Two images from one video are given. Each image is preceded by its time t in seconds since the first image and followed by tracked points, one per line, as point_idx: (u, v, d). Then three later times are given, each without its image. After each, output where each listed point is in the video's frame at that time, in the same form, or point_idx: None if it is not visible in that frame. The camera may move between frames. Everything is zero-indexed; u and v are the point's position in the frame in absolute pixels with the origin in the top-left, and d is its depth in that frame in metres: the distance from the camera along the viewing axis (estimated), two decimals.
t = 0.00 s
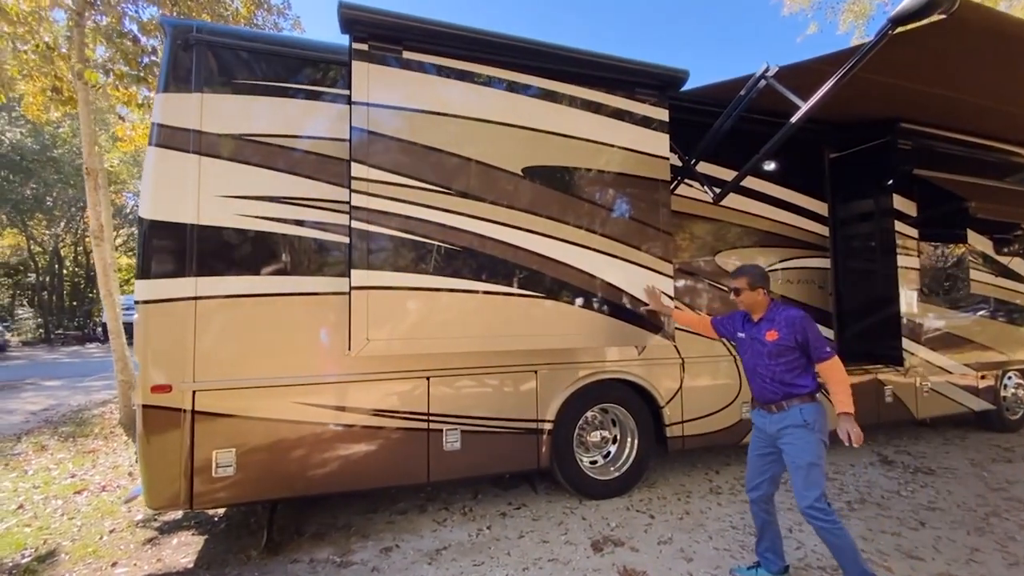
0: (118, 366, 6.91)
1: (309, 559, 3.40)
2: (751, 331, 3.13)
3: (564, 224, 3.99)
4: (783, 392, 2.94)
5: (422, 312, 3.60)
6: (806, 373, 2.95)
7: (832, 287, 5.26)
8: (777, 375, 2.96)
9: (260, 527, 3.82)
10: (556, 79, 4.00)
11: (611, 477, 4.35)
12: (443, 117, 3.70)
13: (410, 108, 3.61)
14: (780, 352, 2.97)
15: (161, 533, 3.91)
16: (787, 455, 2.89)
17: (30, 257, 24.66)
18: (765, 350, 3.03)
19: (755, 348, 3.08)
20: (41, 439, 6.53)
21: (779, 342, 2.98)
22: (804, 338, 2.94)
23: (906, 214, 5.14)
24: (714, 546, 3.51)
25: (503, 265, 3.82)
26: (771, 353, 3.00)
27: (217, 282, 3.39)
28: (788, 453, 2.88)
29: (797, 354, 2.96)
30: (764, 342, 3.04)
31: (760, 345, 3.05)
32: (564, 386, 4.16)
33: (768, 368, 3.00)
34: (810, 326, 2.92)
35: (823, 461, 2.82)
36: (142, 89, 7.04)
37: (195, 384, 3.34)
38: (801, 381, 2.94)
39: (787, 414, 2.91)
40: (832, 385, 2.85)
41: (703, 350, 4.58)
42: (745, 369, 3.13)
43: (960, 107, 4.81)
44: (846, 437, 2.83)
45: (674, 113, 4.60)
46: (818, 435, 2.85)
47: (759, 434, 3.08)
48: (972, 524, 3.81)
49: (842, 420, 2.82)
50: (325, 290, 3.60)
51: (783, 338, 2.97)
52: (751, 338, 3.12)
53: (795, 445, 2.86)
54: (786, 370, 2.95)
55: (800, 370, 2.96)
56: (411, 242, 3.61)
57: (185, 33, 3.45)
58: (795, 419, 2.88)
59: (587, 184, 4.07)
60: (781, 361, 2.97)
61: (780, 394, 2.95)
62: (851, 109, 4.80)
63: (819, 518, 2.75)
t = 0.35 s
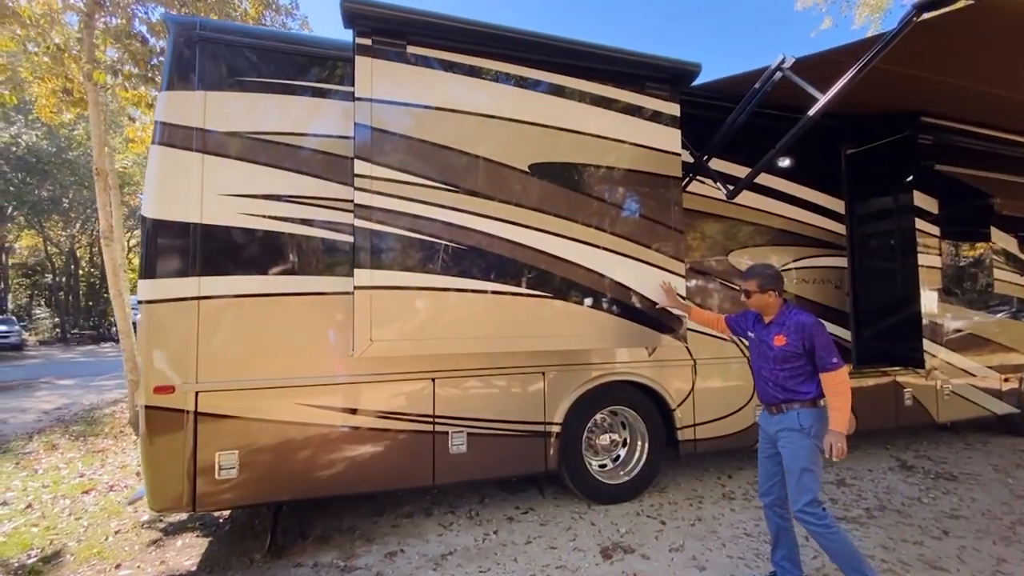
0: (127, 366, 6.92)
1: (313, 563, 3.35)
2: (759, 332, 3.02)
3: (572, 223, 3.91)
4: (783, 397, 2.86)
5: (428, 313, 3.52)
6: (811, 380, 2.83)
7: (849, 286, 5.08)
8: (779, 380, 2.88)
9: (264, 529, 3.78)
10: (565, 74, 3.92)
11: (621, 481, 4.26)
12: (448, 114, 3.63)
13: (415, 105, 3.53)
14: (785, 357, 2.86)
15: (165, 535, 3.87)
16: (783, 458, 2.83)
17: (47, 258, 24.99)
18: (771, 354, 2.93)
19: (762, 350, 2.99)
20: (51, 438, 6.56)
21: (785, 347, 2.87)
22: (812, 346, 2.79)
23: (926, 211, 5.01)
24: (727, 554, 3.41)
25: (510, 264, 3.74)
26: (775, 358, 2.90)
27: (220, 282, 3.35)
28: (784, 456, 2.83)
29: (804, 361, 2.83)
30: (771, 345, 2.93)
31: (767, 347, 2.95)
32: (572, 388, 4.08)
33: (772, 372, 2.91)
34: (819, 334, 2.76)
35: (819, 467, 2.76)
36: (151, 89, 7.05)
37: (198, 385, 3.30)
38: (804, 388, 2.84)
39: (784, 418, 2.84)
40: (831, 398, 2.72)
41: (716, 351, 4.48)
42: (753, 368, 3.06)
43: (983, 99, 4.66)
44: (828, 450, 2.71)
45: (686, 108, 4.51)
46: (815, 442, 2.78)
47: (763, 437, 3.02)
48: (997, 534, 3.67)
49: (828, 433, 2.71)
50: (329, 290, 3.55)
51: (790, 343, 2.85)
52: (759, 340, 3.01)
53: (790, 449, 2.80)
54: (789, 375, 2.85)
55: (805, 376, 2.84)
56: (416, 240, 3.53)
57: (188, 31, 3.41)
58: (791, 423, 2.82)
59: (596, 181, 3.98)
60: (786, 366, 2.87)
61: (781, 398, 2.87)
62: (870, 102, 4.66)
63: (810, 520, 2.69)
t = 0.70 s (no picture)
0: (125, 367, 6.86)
1: (307, 569, 3.27)
2: (772, 336, 2.94)
3: (573, 221, 3.82)
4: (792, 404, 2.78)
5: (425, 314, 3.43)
6: (823, 387, 2.73)
7: (856, 287, 5.03)
8: (790, 386, 2.80)
9: (258, 534, 3.70)
10: (565, 68, 3.83)
11: (623, 485, 4.17)
12: (446, 109, 3.53)
13: (411, 99, 3.44)
14: (796, 363, 2.78)
15: (158, 539, 3.80)
16: (790, 463, 2.77)
17: (52, 259, 25.05)
18: (782, 359, 2.85)
19: (773, 355, 2.91)
20: (48, 439, 6.50)
21: (796, 353, 2.78)
22: (822, 352, 2.69)
23: (936, 209, 4.87)
24: (732, 562, 3.30)
25: (509, 263, 3.65)
26: (786, 363, 2.81)
27: (212, 282, 3.28)
28: (789, 460, 2.77)
29: (816, 367, 2.73)
30: (782, 350, 2.85)
31: (779, 352, 2.87)
32: (573, 390, 3.99)
33: (783, 377, 2.83)
34: (830, 340, 2.65)
35: (824, 475, 2.70)
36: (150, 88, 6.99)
37: (190, 387, 3.23)
38: (816, 395, 2.74)
39: (793, 424, 2.77)
40: (843, 407, 2.61)
41: (720, 352, 4.38)
42: (767, 373, 2.99)
43: (995, 94, 4.54)
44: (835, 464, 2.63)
45: (690, 103, 4.43)
46: (822, 449, 2.71)
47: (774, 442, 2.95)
48: (1012, 542, 3.56)
49: (839, 446, 2.61)
50: (324, 290, 3.47)
51: (800, 349, 2.76)
52: (772, 344, 2.93)
53: (796, 454, 2.74)
54: (799, 381, 2.77)
55: (817, 383, 2.74)
56: (411, 238, 3.44)
57: (181, 25, 3.34)
58: (798, 428, 2.75)
59: (597, 178, 3.88)
60: (796, 372, 2.78)
61: (791, 405, 2.79)
62: (878, 97, 4.55)
63: (809, 528, 2.62)
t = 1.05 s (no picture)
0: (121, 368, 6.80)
1: None
2: (801, 338, 2.82)
3: (570, 219, 3.73)
4: (825, 410, 2.68)
5: (417, 314, 3.35)
6: (857, 392, 2.62)
7: (859, 286, 4.87)
8: (821, 391, 2.69)
9: (248, 539, 3.63)
10: (562, 62, 3.75)
11: (621, 489, 4.09)
12: (441, 104, 3.44)
13: (403, 94, 3.35)
14: (828, 367, 2.66)
15: (147, 543, 3.73)
16: (824, 477, 2.66)
17: (55, 260, 25.08)
18: (813, 363, 2.74)
19: (802, 358, 2.80)
20: (43, 440, 6.44)
21: (828, 356, 2.67)
22: (857, 355, 2.57)
23: (943, 207, 4.82)
24: (732, 569, 3.21)
25: (504, 262, 3.57)
26: (817, 368, 2.70)
27: (200, 281, 3.21)
28: (826, 479, 2.64)
29: (849, 371, 2.62)
30: (813, 354, 2.74)
31: (809, 356, 2.76)
32: (570, 392, 3.91)
33: (814, 382, 2.73)
34: (865, 342, 2.53)
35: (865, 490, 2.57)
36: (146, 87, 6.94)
37: (176, 388, 3.15)
38: (849, 400, 2.63)
39: (826, 433, 2.66)
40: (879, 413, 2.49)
41: (721, 353, 4.29)
42: (795, 377, 2.88)
43: (1003, 88, 4.44)
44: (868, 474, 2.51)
45: (690, 99, 4.35)
46: (859, 461, 2.58)
47: (798, 451, 2.84)
48: (1021, 548, 3.46)
49: (873, 455, 2.49)
50: (314, 290, 3.40)
51: (833, 352, 2.64)
52: (801, 346, 2.82)
53: (831, 468, 2.62)
54: (832, 386, 2.66)
55: (851, 387, 2.63)
56: (403, 237, 3.35)
57: (169, 19, 3.27)
58: (834, 441, 2.62)
59: (595, 175, 3.80)
60: (829, 377, 2.67)
61: (823, 411, 2.69)
62: (882, 92, 4.45)
63: (861, 553, 2.51)
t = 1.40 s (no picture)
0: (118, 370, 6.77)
1: None
2: (865, 346, 2.52)
3: (565, 220, 3.66)
4: (890, 426, 2.39)
5: (409, 317, 3.28)
6: (930, 409, 2.32)
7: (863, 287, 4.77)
8: (886, 408, 2.40)
9: (238, 545, 3.57)
10: (559, 60, 3.68)
11: (619, 495, 4.01)
12: (433, 102, 3.36)
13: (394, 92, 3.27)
14: (897, 380, 2.36)
15: (136, 549, 3.68)
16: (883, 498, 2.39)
17: (60, 262, 25.18)
18: (878, 375, 2.44)
19: (866, 368, 2.50)
20: (39, 443, 6.41)
21: (897, 368, 2.36)
22: (933, 367, 2.25)
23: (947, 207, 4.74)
24: None
25: (499, 264, 3.50)
26: (883, 380, 2.40)
27: (188, 283, 3.16)
28: (891, 502, 2.34)
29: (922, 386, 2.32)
30: (878, 364, 2.44)
31: (874, 366, 2.46)
32: (566, 396, 3.83)
33: (877, 397, 2.43)
34: (944, 354, 2.21)
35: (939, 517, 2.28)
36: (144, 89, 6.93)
37: (163, 393, 3.10)
38: (918, 417, 2.33)
39: (890, 454, 2.38)
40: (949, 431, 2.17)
41: (721, 357, 4.21)
42: (854, 388, 2.58)
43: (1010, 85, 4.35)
44: (895, 472, 2.23)
45: (689, 97, 4.29)
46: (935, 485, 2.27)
47: (855, 467, 2.55)
48: None
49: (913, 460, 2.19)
50: (304, 293, 3.34)
51: (904, 363, 2.33)
52: (864, 355, 2.52)
53: (893, 489, 2.33)
54: (900, 402, 2.36)
55: (924, 404, 2.32)
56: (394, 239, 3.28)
57: (157, 18, 3.22)
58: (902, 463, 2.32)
59: (592, 176, 3.73)
60: (897, 391, 2.37)
61: (887, 429, 2.40)
62: (886, 89, 4.36)
63: None
